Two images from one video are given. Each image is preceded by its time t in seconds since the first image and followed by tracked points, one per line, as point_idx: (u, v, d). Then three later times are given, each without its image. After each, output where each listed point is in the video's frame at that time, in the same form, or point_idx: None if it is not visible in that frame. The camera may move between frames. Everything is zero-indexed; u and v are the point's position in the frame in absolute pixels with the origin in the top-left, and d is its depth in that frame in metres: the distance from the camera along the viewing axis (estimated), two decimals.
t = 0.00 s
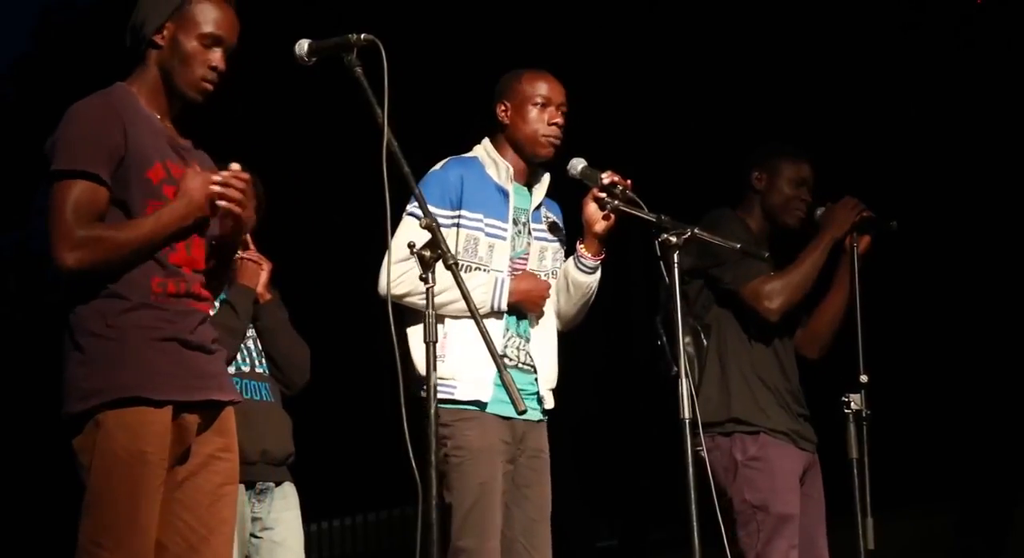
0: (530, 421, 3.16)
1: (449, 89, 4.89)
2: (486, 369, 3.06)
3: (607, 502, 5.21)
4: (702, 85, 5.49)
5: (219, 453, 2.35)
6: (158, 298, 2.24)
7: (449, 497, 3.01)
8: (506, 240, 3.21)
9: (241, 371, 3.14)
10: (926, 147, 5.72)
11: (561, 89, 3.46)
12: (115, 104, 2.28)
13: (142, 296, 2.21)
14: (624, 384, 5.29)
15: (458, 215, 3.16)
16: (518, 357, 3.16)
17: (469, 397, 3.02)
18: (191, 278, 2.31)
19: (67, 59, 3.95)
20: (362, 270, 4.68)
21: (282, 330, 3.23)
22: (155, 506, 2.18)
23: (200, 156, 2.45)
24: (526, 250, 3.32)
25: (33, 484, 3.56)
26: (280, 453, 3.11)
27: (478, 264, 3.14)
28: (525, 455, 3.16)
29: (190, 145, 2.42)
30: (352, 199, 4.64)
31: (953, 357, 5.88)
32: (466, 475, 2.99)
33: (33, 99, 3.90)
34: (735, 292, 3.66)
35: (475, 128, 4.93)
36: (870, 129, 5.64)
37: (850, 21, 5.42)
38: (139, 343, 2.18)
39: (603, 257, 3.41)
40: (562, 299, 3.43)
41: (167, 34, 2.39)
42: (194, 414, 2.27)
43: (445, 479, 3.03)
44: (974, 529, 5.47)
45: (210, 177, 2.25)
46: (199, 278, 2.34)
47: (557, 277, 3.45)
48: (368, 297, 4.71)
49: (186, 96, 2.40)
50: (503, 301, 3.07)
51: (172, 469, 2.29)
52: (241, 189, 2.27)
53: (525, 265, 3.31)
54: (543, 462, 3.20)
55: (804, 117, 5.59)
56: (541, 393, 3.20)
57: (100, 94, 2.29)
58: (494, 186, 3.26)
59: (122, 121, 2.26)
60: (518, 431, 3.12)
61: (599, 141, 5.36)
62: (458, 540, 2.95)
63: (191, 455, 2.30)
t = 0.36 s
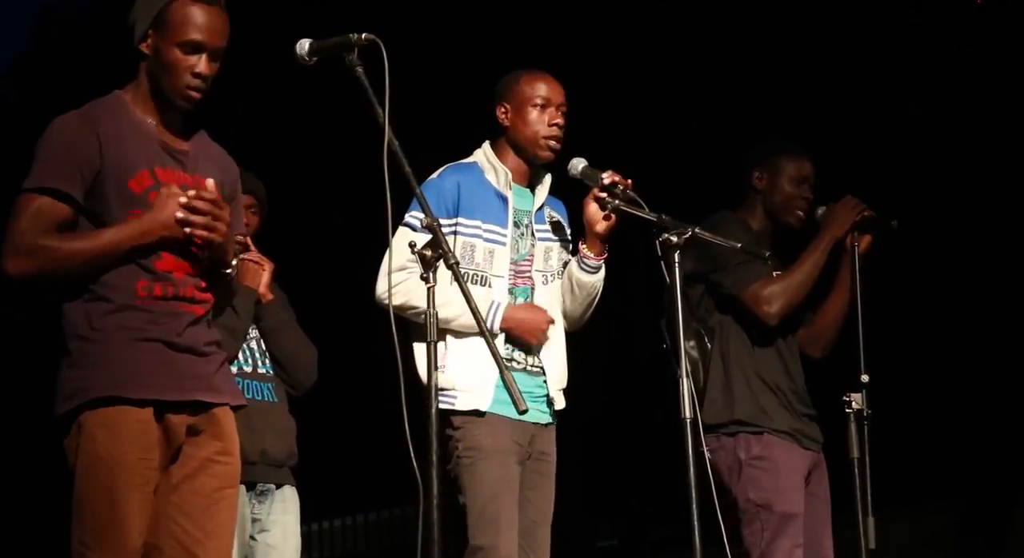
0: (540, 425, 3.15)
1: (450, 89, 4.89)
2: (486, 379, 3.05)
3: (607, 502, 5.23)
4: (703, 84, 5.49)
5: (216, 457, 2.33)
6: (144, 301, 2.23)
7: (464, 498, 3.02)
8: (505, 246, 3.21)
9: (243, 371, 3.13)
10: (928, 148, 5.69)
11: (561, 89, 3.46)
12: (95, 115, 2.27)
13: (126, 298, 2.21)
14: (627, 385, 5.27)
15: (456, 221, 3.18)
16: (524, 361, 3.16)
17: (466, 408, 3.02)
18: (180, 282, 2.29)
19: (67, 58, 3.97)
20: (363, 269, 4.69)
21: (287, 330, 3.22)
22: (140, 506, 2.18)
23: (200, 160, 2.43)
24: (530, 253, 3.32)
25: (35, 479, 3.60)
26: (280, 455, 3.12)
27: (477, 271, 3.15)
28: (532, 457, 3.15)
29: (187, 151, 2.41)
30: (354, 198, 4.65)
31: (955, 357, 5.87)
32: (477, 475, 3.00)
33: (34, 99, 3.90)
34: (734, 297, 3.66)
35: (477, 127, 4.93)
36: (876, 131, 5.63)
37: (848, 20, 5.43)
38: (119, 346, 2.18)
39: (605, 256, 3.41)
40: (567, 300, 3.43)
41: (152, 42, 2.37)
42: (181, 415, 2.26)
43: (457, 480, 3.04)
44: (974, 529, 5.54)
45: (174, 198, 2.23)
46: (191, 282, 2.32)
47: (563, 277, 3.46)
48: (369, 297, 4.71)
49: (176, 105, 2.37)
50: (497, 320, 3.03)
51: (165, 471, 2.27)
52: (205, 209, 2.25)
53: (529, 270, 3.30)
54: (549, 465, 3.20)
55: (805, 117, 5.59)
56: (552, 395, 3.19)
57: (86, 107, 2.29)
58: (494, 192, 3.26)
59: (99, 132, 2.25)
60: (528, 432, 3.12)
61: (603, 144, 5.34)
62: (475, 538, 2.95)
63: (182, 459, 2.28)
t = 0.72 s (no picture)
0: (537, 421, 3.15)
1: (452, 87, 4.90)
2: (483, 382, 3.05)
3: (608, 502, 5.22)
4: (706, 82, 5.47)
5: (225, 461, 2.42)
6: (156, 307, 2.35)
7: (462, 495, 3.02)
8: (504, 242, 3.21)
9: (251, 372, 3.20)
10: (931, 149, 5.66)
11: (564, 87, 3.46)
12: (107, 127, 2.40)
13: (138, 303, 2.34)
14: (626, 389, 5.27)
15: (458, 215, 3.17)
16: (522, 356, 3.16)
17: (460, 408, 3.03)
18: (192, 289, 2.40)
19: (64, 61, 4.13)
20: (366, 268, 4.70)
21: (294, 334, 3.31)
22: (145, 505, 2.29)
23: (213, 163, 2.55)
24: (529, 249, 3.31)
25: (35, 469, 3.76)
26: (284, 457, 3.16)
27: (477, 266, 3.14)
28: (531, 453, 3.15)
29: (201, 157, 2.52)
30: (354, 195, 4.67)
31: (957, 358, 5.78)
32: (476, 472, 2.99)
33: (32, 98, 4.08)
34: (732, 307, 3.66)
35: (479, 125, 4.92)
36: (877, 129, 5.60)
37: (851, 17, 5.44)
38: (129, 348, 2.30)
39: (605, 255, 3.41)
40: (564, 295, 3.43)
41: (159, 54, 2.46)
42: (191, 417, 2.37)
43: (455, 476, 3.04)
44: (977, 527, 5.61)
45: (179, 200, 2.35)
46: (204, 289, 2.43)
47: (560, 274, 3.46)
48: (370, 295, 4.72)
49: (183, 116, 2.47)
50: (466, 361, 3.00)
51: (174, 473, 2.37)
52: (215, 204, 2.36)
53: (529, 266, 3.29)
54: (547, 463, 3.20)
55: (810, 116, 5.54)
56: (548, 391, 3.19)
57: (96, 118, 2.42)
58: (494, 189, 3.27)
59: (109, 142, 2.38)
60: (528, 429, 3.12)
61: (599, 137, 5.35)
62: (473, 538, 2.95)
63: (190, 461, 2.38)
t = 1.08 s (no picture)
0: (529, 416, 3.16)
1: (453, 88, 4.91)
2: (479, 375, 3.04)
3: (611, 500, 5.24)
4: (709, 84, 5.52)
5: (236, 461, 2.56)
6: (181, 308, 2.47)
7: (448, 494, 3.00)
8: (500, 238, 3.20)
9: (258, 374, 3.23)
10: (932, 146, 5.61)
11: (563, 85, 3.47)
12: (138, 131, 2.53)
13: (164, 305, 2.45)
14: (625, 386, 5.27)
15: (457, 208, 3.16)
16: (515, 352, 3.16)
17: (449, 401, 3.01)
18: (214, 292, 2.53)
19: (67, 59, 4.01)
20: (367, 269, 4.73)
21: (301, 339, 3.39)
22: (172, 502, 2.39)
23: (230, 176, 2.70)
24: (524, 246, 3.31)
25: (35, 466, 3.72)
26: (286, 458, 3.20)
27: (475, 260, 3.13)
28: (527, 448, 3.16)
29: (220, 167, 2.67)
30: (358, 191, 4.70)
31: (953, 356, 5.73)
32: (467, 473, 3.00)
33: (35, 96, 4.00)
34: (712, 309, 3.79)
35: (480, 123, 4.93)
36: (880, 122, 5.55)
37: (854, 17, 5.45)
38: (157, 348, 2.40)
39: (603, 253, 3.45)
40: (559, 292, 3.45)
41: (197, 65, 2.64)
42: (213, 416, 2.49)
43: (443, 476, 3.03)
44: (977, 524, 5.64)
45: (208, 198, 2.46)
46: (224, 293, 2.56)
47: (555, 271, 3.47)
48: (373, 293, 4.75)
49: (208, 127, 2.65)
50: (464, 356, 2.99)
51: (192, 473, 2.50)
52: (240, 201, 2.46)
53: (522, 263, 3.28)
54: (546, 457, 3.21)
55: (812, 113, 5.53)
56: (539, 387, 3.21)
57: (126, 120, 2.54)
58: (492, 185, 3.26)
59: (141, 145, 2.51)
60: (520, 426, 3.14)
61: (599, 139, 5.38)
62: (459, 537, 2.95)
63: (208, 461, 2.52)
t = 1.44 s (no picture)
0: (528, 413, 3.17)
1: (453, 86, 4.95)
2: (483, 355, 3.08)
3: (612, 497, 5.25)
4: (709, 80, 5.54)
5: (235, 462, 2.58)
6: (191, 311, 2.47)
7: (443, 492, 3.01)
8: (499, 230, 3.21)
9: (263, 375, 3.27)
10: (933, 141, 5.56)
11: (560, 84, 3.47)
12: (155, 130, 2.54)
13: (174, 308, 2.45)
14: (626, 378, 5.28)
15: (455, 201, 3.16)
16: (514, 349, 3.18)
17: (460, 397, 3.02)
18: (222, 295, 2.54)
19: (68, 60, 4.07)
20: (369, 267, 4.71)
21: (306, 341, 3.41)
22: (179, 500, 2.38)
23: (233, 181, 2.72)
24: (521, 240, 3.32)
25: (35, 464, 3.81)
26: (290, 458, 3.22)
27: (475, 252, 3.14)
28: (524, 445, 3.17)
29: (227, 171, 2.70)
30: (359, 189, 4.68)
31: (958, 355, 5.69)
32: (461, 470, 3.00)
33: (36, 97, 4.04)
34: (717, 309, 3.83)
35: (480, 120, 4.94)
36: (881, 118, 5.55)
37: (855, 15, 5.45)
38: (167, 348, 2.41)
39: (604, 250, 3.45)
40: (561, 288, 3.47)
41: (215, 72, 2.68)
42: (220, 417, 2.49)
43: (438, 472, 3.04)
44: (978, 520, 5.59)
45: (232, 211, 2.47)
46: (229, 297, 2.57)
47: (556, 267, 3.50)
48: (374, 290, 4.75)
49: (219, 132, 2.67)
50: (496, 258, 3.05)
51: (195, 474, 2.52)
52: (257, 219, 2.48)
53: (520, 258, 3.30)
54: (544, 454, 3.23)
55: (812, 109, 5.56)
56: (536, 383, 3.22)
57: (142, 119, 2.55)
58: (488, 177, 3.27)
59: (159, 145, 2.52)
60: (515, 424, 3.14)
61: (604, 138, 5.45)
62: (455, 534, 2.97)
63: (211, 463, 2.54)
